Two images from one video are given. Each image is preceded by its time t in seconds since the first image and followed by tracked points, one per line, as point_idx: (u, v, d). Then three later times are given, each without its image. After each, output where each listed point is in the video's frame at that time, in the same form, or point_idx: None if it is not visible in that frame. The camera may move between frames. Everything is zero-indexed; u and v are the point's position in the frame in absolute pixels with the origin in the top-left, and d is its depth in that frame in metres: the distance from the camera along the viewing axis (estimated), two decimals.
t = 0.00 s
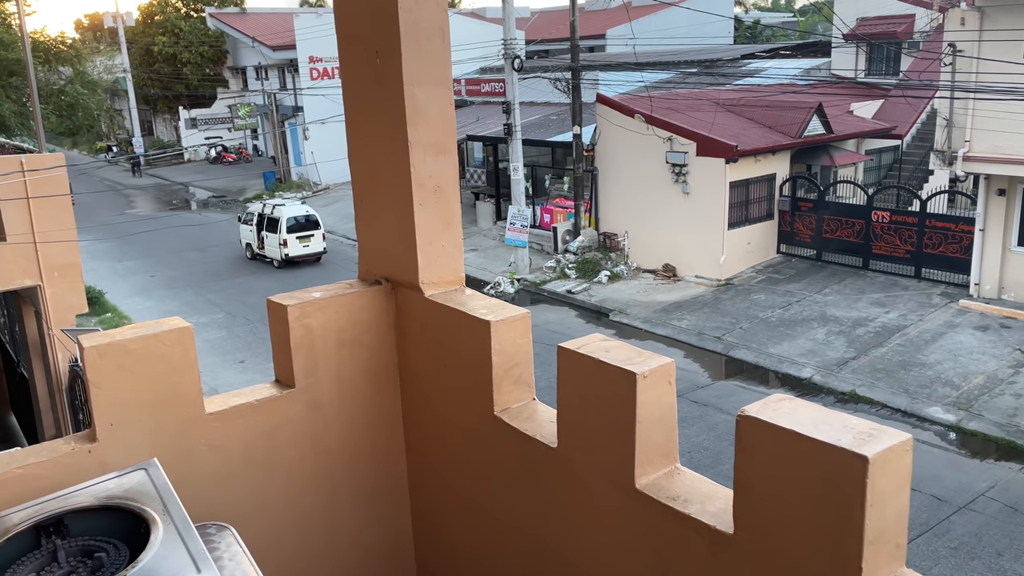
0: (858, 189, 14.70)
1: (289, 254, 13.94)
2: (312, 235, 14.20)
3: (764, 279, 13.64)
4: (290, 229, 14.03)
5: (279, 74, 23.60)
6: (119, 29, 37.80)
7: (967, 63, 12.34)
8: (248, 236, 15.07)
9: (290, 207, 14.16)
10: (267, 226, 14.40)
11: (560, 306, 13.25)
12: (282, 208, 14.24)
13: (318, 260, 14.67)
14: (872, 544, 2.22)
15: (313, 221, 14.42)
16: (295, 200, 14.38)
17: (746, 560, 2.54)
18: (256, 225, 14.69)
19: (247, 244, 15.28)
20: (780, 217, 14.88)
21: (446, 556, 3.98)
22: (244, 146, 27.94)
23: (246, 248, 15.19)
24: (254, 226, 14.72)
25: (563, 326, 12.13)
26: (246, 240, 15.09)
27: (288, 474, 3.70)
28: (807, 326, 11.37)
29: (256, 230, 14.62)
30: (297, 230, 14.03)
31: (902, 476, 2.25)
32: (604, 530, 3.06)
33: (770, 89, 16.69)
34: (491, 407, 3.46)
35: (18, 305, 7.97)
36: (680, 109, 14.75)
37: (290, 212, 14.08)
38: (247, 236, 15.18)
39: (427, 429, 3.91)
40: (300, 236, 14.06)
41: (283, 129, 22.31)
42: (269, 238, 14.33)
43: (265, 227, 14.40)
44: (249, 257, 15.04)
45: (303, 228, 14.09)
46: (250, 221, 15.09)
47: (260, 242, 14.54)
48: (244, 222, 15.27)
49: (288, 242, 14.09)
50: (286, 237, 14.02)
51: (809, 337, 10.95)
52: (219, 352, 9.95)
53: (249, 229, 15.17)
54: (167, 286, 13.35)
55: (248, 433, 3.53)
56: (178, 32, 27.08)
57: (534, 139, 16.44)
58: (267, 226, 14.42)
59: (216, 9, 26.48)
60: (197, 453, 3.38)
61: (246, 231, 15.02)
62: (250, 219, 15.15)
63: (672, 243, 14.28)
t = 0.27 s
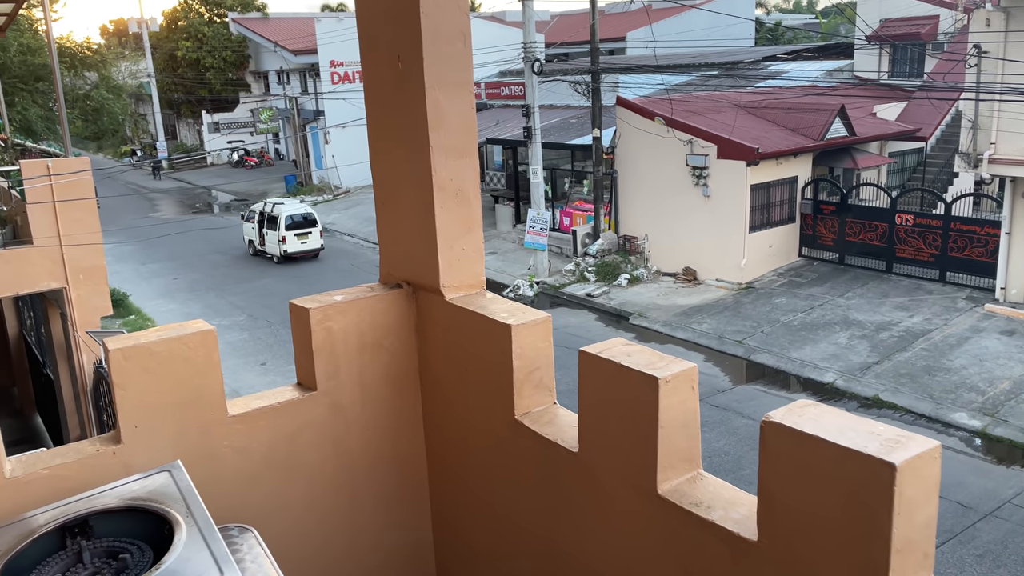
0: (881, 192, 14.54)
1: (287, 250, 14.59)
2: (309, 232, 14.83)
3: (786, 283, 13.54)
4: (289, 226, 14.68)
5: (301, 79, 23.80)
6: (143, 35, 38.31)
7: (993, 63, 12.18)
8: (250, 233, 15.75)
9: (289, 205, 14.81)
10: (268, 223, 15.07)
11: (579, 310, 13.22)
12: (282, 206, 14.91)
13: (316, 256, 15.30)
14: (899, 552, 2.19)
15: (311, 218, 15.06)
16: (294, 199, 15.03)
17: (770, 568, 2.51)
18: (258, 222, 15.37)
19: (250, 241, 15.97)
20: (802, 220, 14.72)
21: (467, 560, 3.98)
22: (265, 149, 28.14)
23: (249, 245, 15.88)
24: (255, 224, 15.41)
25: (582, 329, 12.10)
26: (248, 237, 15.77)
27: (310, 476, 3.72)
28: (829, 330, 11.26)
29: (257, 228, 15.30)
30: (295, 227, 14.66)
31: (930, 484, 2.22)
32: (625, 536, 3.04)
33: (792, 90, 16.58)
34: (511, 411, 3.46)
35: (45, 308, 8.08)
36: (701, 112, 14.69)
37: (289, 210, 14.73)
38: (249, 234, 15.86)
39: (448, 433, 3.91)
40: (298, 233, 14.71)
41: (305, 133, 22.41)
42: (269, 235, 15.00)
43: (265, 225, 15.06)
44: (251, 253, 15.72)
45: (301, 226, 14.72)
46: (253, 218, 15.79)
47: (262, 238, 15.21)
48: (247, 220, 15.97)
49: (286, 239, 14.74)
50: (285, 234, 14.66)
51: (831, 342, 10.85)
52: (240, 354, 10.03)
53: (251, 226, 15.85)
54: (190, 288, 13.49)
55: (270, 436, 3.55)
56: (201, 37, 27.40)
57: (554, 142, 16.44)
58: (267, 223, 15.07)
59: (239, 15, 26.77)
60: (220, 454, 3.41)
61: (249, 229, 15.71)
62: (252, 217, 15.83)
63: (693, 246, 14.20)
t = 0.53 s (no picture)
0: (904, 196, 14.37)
1: (286, 247, 15.31)
2: (308, 230, 15.54)
3: (807, 287, 13.43)
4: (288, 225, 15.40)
5: (321, 84, 23.97)
6: (167, 41, 38.73)
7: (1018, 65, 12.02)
8: (253, 231, 16.49)
9: (289, 205, 15.52)
10: (268, 221, 15.82)
11: (598, 314, 13.19)
12: (281, 205, 15.63)
13: (315, 253, 16.03)
14: (926, 562, 2.17)
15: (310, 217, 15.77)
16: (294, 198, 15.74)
17: None
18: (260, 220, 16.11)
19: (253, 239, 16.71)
20: (823, 224, 14.57)
21: (487, 567, 3.98)
22: (286, 154, 28.18)
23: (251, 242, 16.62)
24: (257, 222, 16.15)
25: (600, 333, 12.08)
26: (251, 235, 16.50)
27: (333, 480, 3.74)
28: (851, 335, 11.15)
29: (259, 226, 16.01)
30: (294, 225, 15.38)
31: (957, 492, 2.19)
32: (647, 542, 3.03)
33: (813, 94, 16.46)
34: (532, 416, 3.46)
35: (70, 311, 8.17)
36: (720, 115, 14.63)
37: (289, 209, 15.46)
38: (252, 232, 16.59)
39: (469, 438, 3.92)
40: (298, 231, 15.42)
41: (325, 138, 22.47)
42: (269, 233, 15.73)
43: (266, 223, 15.79)
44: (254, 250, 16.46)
45: (300, 224, 15.43)
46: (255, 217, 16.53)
47: (263, 236, 15.94)
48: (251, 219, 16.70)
49: (286, 236, 15.45)
50: (284, 232, 15.37)
51: (853, 347, 10.75)
52: (261, 357, 10.11)
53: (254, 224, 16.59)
54: (211, 292, 13.61)
55: (292, 439, 3.57)
56: (223, 43, 27.67)
57: (572, 146, 16.45)
58: (268, 221, 15.80)
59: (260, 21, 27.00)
60: (242, 457, 3.43)
61: (251, 227, 16.45)
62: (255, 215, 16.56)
63: (712, 250, 14.13)
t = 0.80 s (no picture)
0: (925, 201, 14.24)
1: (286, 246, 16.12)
2: (307, 230, 16.34)
3: (826, 293, 13.32)
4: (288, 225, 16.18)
5: (340, 90, 24.12)
6: (188, 48, 39.10)
7: None
8: (256, 231, 17.32)
9: (288, 206, 16.31)
10: (270, 222, 16.61)
11: (615, 319, 13.16)
12: (281, 206, 16.40)
13: (314, 252, 16.81)
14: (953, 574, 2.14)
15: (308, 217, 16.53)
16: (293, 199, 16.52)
17: None
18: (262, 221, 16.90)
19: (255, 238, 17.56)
20: (843, 230, 14.45)
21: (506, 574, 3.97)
22: (305, 159, 28.28)
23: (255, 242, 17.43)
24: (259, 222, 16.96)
25: (617, 339, 12.05)
26: (254, 235, 17.34)
27: (352, 486, 3.75)
28: (871, 342, 11.05)
29: (260, 226, 16.84)
30: (294, 225, 16.14)
31: (984, 503, 2.16)
32: (667, 552, 3.01)
33: (833, 99, 16.36)
34: (551, 423, 3.45)
35: (91, 315, 8.26)
36: (739, 121, 14.58)
37: (288, 210, 16.25)
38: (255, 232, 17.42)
39: (488, 445, 3.91)
40: (297, 231, 16.22)
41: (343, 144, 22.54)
42: (270, 232, 16.55)
43: (268, 223, 16.62)
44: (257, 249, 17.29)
45: (299, 224, 16.23)
46: (257, 217, 17.36)
47: (265, 235, 16.74)
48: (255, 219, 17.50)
49: (285, 236, 16.26)
50: (284, 231, 16.18)
51: (873, 354, 10.64)
52: (280, 361, 10.17)
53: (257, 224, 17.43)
54: (230, 296, 13.70)
55: (311, 444, 3.58)
56: (243, 49, 27.92)
57: (590, 152, 16.44)
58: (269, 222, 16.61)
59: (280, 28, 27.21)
60: (261, 461, 3.44)
61: (255, 227, 17.29)
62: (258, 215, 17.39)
63: (731, 256, 14.05)
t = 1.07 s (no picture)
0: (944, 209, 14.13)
1: (284, 247, 16.90)
2: (304, 232, 17.11)
3: (843, 302, 13.24)
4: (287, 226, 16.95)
5: (357, 98, 24.25)
6: (208, 57, 39.47)
7: None
8: (258, 233, 18.15)
9: (286, 209, 17.08)
10: (270, 223, 17.40)
11: (630, 327, 13.13)
12: (281, 209, 17.18)
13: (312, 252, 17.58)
14: None
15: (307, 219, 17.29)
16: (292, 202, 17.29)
17: None
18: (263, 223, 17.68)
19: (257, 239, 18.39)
20: (861, 238, 14.36)
21: None
22: (322, 167, 28.40)
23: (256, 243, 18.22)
24: (260, 224, 17.77)
25: (632, 347, 12.01)
26: (255, 236, 18.17)
27: (369, 494, 3.76)
28: (889, 351, 10.96)
29: (262, 227, 17.65)
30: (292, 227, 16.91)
31: (1008, 517, 2.14)
32: (686, 562, 3.00)
33: (850, 106, 16.29)
34: (568, 433, 3.45)
35: (110, 321, 8.33)
36: (755, 129, 14.56)
37: (287, 213, 17.03)
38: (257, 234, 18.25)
39: (504, 454, 3.91)
40: (294, 233, 17.00)
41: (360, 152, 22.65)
42: (270, 234, 17.36)
43: (267, 225, 17.42)
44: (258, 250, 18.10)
45: (297, 226, 17.01)
46: (259, 220, 18.18)
47: (266, 237, 17.52)
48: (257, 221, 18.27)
49: (284, 237, 17.05)
50: (282, 233, 16.97)
51: (891, 363, 10.55)
52: (296, 368, 10.22)
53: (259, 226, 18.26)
54: (247, 303, 13.80)
55: (331, 453, 3.60)
56: (261, 58, 28.16)
57: (605, 160, 16.44)
58: (269, 223, 17.42)
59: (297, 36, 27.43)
60: (280, 468, 3.45)
61: (256, 229, 18.12)
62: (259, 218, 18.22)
63: (747, 265, 14.00)
